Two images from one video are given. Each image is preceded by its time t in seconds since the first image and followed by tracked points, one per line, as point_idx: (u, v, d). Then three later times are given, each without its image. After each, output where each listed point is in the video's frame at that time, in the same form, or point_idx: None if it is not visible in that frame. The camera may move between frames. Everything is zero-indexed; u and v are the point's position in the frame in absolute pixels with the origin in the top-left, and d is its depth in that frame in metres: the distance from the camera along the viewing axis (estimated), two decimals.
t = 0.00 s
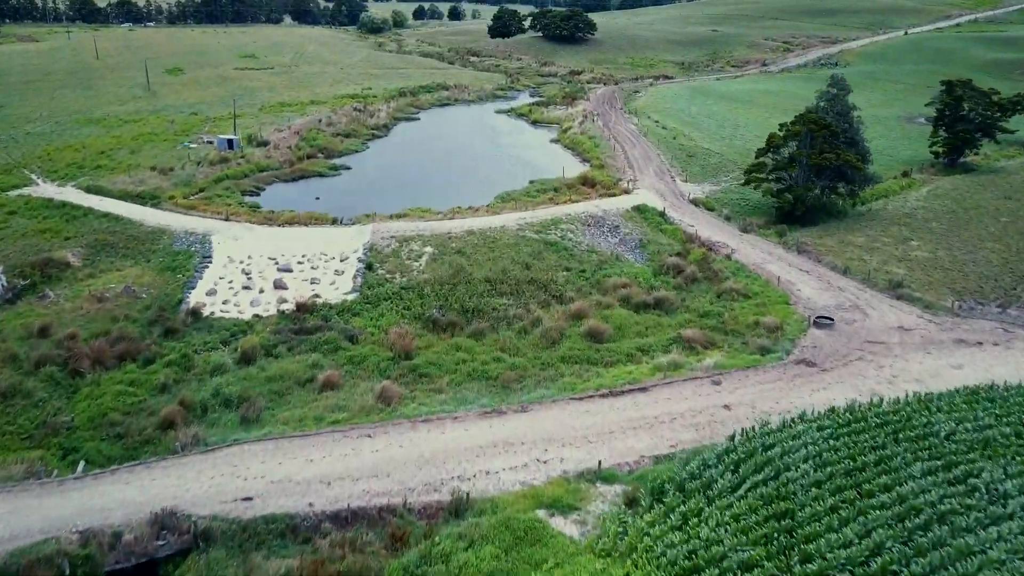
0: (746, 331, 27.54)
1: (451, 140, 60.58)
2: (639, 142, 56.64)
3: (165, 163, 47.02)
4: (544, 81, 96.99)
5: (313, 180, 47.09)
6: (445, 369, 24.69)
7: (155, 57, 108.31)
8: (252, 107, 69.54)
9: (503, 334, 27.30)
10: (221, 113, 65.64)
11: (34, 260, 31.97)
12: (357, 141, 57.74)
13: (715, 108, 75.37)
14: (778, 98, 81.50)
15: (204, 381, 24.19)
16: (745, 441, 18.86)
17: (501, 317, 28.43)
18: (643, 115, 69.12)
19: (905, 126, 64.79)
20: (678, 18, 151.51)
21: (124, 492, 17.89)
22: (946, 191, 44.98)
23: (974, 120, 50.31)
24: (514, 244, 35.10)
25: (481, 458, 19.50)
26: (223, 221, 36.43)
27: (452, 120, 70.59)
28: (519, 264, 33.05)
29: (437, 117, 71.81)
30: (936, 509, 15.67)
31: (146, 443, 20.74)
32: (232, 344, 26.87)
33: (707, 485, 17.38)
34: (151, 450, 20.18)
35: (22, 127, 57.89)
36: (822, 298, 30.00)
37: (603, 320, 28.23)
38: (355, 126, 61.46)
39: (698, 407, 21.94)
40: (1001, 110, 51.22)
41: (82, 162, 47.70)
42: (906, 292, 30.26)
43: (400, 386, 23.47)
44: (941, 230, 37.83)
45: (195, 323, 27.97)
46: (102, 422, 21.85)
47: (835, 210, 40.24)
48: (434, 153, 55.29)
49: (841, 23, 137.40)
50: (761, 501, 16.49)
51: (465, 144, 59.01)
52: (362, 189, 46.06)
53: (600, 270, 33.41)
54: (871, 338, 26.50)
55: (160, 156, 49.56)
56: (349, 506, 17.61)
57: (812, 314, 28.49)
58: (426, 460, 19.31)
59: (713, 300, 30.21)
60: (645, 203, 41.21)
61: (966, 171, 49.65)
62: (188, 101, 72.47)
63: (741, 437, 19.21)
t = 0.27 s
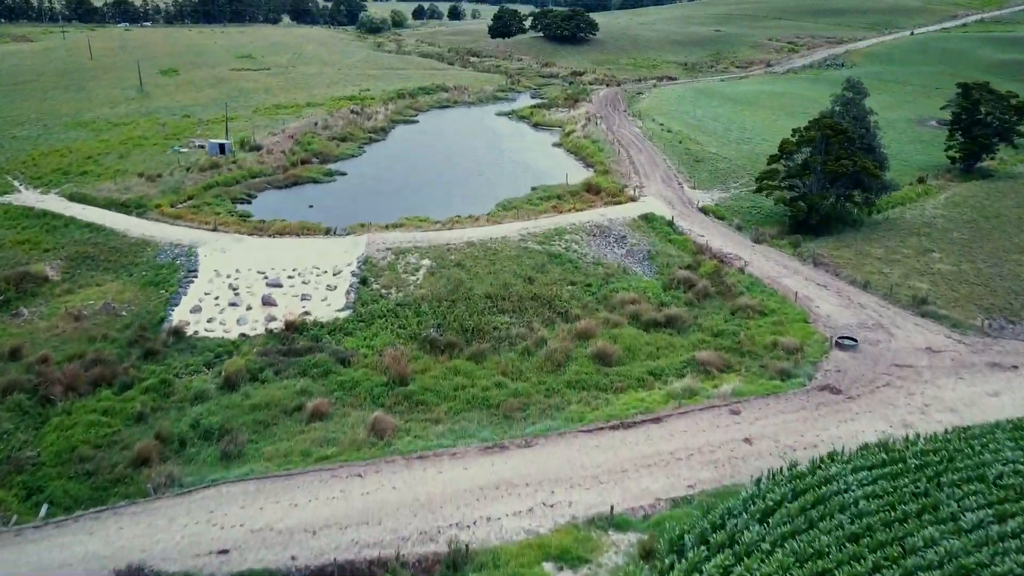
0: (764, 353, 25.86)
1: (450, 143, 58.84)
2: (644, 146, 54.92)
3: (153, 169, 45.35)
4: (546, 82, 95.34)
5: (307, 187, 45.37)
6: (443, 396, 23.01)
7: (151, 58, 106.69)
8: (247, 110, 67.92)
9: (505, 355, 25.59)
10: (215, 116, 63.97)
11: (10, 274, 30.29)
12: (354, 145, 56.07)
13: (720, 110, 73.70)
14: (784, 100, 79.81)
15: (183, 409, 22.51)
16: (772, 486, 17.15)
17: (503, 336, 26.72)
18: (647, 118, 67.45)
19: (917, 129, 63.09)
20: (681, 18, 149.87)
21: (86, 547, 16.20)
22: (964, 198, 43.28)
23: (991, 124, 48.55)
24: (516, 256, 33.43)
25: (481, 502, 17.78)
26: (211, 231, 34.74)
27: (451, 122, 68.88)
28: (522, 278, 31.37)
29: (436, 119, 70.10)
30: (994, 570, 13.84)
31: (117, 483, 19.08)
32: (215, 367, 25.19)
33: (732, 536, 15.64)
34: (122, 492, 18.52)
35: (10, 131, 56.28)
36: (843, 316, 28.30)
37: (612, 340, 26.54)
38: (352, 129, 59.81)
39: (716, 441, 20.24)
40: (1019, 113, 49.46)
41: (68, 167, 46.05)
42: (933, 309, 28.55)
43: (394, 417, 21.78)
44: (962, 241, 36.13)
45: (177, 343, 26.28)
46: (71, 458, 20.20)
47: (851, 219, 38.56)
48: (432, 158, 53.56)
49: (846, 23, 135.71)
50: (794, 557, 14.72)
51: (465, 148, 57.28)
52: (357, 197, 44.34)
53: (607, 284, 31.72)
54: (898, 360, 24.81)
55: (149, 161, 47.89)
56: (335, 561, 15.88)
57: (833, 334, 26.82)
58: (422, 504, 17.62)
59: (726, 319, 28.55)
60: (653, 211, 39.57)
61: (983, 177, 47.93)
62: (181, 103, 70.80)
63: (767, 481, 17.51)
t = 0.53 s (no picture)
0: (784, 378, 24.18)
1: (449, 148, 57.08)
2: (649, 151, 53.18)
3: (141, 176, 43.67)
4: (547, 83, 93.71)
5: (300, 194, 43.63)
6: (440, 428, 21.31)
7: (146, 58, 104.99)
8: (241, 113, 66.25)
9: (507, 380, 23.88)
10: (208, 119, 62.28)
11: None
12: (350, 149, 54.39)
13: (726, 113, 72.02)
14: (791, 102, 78.18)
15: (159, 443, 20.80)
16: (807, 540, 15.40)
17: (505, 359, 25.01)
18: (652, 121, 65.77)
19: (929, 132, 61.40)
20: (683, 18, 148.29)
21: None
22: (984, 206, 41.58)
23: (1010, 129, 46.74)
24: (518, 269, 31.74)
25: (483, 555, 16.04)
26: (197, 243, 33.03)
27: (451, 125, 67.12)
28: (524, 293, 29.67)
29: (435, 122, 68.37)
30: None
31: (81, 531, 17.35)
32: (196, 394, 23.49)
33: None
34: (86, 543, 16.80)
35: None
36: (867, 336, 26.59)
37: (621, 364, 24.81)
38: (348, 134, 58.16)
39: (739, 482, 18.49)
40: None
41: (53, 173, 44.35)
42: (962, 329, 26.83)
43: (387, 452, 20.03)
44: (987, 253, 34.42)
45: (156, 367, 24.56)
46: (34, 500, 18.47)
47: (868, 229, 36.84)
48: (431, 163, 51.82)
49: (850, 24, 134.07)
50: None
51: (465, 153, 55.54)
52: (352, 205, 42.57)
53: (615, 300, 30.03)
54: (930, 387, 23.12)
55: (137, 167, 46.21)
56: None
57: (858, 357, 25.12)
58: (416, 559, 15.90)
59: (743, 339, 26.85)
60: (661, 220, 37.86)
61: (1002, 183, 46.22)
62: (174, 106, 69.11)
63: (800, 533, 15.76)
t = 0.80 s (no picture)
0: (808, 406, 22.52)
1: (449, 152, 55.30)
2: (656, 156, 51.38)
3: (128, 182, 42.02)
4: (548, 85, 92.05)
5: (293, 203, 41.85)
6: (437, 465, 19.65)
7: (141, 59, 103.35)
8: (235, 116, 64.62)
9: (509, 409, 22.21)
10: (201, 122, 60.64)
11: None
12: (346, 154, 52.73)
13: (732, 116, 70.37)
14: (798, 105, 76.49)
15: (131, 481, 19.12)
16: None
17: (507, 385, 23.33)
18: (657, 124, 64.10)
19: (942, 135, 59.71)
20: (685, 18, 146.70)
21: None
22: (1006, 214, 39.91)
23: None
24: (521, 283, 30.05)
25: None
26: (183, 256, 31.35)
27: (450, 129, 65.31)
28: (528, 309, 27.97)
29: (434, 125, 66.64)
30: None
31: None
32: (175, 424, 21.82)
33: None
34: None
35: None
36: (893, 359, 24.92)
37: (632, 391, 23.13)
38: (345, 137, 56.52)
39: (767, 530, 16.78)
40: None
41: (37, 180, 42.68)
42: (995, 351, 25.14)
43: (379, 494, 18.32)
44: (1013, 266, 32.73)
45: (133, 394, 22.89)
46: None
47: (887, 239, 35.18)
48: (429, 169, 50.03)
49: (855, 23, 132.38)
50: None
51: (464, 158, 53.77)
52: (346, 214, 40.79)
53: (623, 318, 28.35)
54: (966, 417, 21.43)
55: (124, 173, 44.55)
56: None
57: (886, 383, 23.46)
58: None
59: (761, 362, 25.18)
60: (670, 231, 36.20)
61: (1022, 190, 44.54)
62: (166, 108, 67.47)
63: None
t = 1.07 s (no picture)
0: (836, 440, 20.81)
1: (448, 157, 53.52)
2: (663, 162, 49.56)
3: (114, 190, 40.33)
4: (550, 86, 90.37)
5: (285, 212, 40.10)
6: (435, 510, 17.93)
7: (136, 61, 101.62)
8: (228, 119, 62.92)
9: (512, 443, 20.50)
10: (193, 126, 58.95)
11: None
12: (342, 159, 51.02)
13: (739, 118, 68.67)
14: (806, 107, 74.79)
15: (98, 528, 17.41)
16: None
17: (511, 415, 21.62)
18: (662, 127, 62.39)
19: (956, 139, 57.98)
20: (688, 18, 145.02)
21: None
22: None
23: None
24: (524, 300, 28.34)
25: None
26: (166, 271, 29.64)
27: (450, 132, 63.53)
28: (532, 330, 26.25)
29: (433, 129, 64.88)
30: None
31: None
32: (150, 460, 20.12)
33: None
34: None
35: None
36: (925, 386, 23.20)
37: (645, 423, 21.41)
38: (341, 142, 54.84)
39: None
40: None
41: (18, 187, 40.99)
42: None
43: (369, 545, 16.57)
44: None
45: (106, 426, 21.16)
46: None
47: (909, 251, 33.47)
48: (428, 175, 48.25)
49: (860, 24, 130.63)
50: None
51: (464, 163, 51.99)
52: (340, 224, 39.01)
53: (633, 338, 26.63)
54: (1009, 454, 19.72)
55: (110, 180, 42.85)
56: None
57: (919, 413, 21.75)
58: None
59: (782, 388, 23.48)
60: (680, 242, 34.49)
61: None
62: (158, 111, 65.77)
63: None
